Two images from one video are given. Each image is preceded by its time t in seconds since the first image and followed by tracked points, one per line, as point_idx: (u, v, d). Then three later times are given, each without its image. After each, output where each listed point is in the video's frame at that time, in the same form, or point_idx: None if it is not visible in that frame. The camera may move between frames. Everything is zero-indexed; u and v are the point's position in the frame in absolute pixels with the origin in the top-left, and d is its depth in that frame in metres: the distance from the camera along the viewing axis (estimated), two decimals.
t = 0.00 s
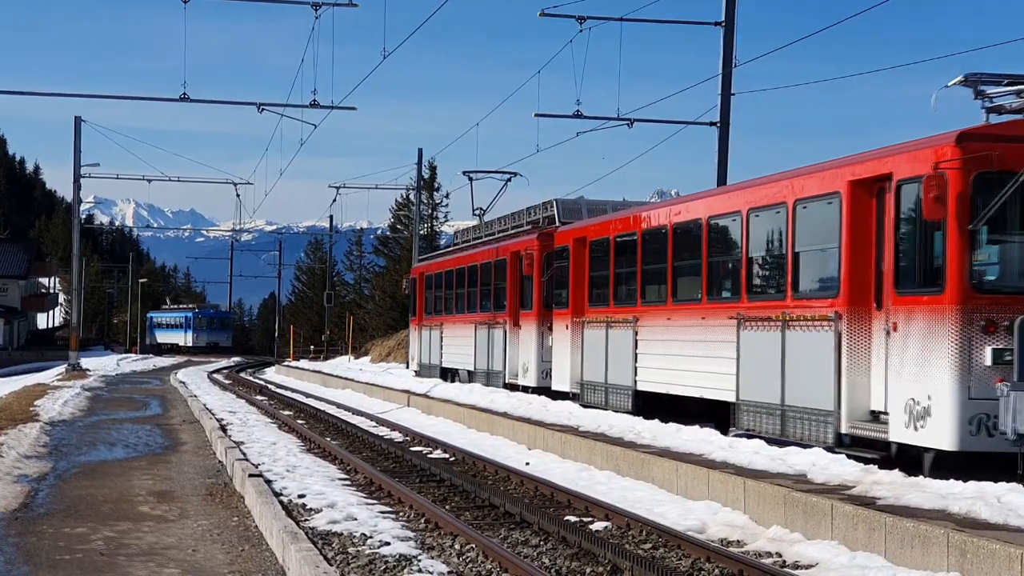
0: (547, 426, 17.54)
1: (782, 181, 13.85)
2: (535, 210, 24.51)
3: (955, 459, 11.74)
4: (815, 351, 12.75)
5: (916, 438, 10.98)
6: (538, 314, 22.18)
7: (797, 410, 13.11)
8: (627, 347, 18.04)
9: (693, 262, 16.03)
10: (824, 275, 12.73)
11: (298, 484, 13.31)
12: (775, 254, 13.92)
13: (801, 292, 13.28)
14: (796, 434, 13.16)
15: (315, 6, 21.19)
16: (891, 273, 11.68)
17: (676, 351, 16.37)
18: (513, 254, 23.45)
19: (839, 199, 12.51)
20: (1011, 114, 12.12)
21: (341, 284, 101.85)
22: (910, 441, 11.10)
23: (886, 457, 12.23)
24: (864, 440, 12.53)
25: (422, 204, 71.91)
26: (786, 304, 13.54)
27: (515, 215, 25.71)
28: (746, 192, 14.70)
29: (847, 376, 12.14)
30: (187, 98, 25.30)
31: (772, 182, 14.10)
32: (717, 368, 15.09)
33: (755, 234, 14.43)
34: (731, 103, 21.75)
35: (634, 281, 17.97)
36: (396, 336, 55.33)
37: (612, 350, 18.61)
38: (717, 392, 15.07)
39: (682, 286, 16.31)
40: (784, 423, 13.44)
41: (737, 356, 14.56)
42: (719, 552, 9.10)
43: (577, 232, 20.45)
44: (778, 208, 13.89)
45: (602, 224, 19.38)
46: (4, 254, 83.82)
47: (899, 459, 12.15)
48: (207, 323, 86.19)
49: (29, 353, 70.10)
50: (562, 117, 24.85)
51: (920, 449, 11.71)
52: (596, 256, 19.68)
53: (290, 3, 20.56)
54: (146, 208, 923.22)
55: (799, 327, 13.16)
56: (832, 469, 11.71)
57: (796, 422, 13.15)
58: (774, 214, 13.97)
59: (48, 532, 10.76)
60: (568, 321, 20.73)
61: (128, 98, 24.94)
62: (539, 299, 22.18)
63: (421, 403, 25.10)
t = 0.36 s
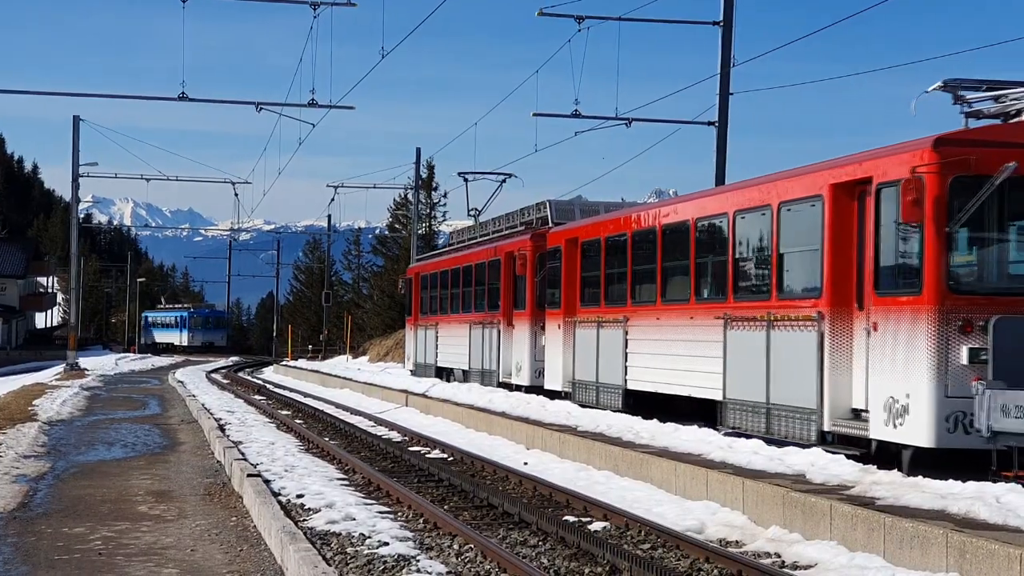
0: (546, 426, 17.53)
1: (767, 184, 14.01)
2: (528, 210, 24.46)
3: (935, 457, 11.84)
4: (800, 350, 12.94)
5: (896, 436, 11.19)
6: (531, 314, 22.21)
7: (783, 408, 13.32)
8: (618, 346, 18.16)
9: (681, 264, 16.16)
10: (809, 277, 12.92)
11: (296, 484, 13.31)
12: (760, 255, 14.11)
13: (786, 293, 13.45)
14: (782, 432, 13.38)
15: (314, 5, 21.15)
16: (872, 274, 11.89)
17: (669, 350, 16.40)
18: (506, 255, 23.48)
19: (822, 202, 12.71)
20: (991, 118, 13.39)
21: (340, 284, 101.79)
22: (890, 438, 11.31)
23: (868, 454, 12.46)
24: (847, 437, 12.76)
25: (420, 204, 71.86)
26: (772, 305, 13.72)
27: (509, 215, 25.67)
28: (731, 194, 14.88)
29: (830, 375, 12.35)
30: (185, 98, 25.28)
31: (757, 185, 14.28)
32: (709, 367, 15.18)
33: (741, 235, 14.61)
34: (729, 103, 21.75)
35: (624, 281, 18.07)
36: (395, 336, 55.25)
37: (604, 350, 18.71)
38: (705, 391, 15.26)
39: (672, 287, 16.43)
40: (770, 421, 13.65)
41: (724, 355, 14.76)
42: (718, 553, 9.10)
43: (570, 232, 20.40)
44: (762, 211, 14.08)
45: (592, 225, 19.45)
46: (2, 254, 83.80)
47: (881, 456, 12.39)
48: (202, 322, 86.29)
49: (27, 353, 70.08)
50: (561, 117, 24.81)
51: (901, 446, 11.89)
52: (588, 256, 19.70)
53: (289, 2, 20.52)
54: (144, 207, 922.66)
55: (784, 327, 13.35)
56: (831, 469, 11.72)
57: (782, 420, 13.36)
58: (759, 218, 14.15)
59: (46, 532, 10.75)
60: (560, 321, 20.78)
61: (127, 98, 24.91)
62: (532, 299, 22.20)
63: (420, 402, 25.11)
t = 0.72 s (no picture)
0: (545, 428, 17.51)
1: (752, 189, 14.20)
2: (522, 214, 24.45)
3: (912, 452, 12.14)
4: (785, 350, 13.14)
5: (876, 433, 11.40)
6: (524, 317, 22.23)
7: (767, 407, 13.51)
8: (609, 348, 18.19)
9: (670, 267, 16.25)
10: (794, 279, 13.11)
11: (295, 487, 13.30)
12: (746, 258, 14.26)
13: (770, 295, 13.63)
14: (768, 431, 13.55)
15: (311, 9, 21.15)
16: (853, 276, 12.11)
17: (661, 352, 16.39)
18: (500, 258, 23.51)
19: (805, 206, 12.92)
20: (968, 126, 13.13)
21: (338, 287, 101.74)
22: (871, 436, 11.53)
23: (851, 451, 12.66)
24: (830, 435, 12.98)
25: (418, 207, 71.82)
26: (757, 307, 13.89)
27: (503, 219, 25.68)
28: (717, 198, 15.05)
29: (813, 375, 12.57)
30: (182, 102, 25.27)
31: (742, 190, 14.47)
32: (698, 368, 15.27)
33: (727, 238, 14.77)
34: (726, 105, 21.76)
35: (615, 284, 18.11)
36: (394, 339, 55.19)
37: (596, 352, 18.74)
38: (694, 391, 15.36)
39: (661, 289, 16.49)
40: (755, 420, 13.83)
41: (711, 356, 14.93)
42: (717, 554, 9.10)
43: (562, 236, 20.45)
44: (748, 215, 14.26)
45: (583, 229, 19.51)
46: None
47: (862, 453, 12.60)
48: (198, 326, 86.26)
49: (25, 358, 70.03)
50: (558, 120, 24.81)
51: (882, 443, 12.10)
52: (581, 258, 19.70)
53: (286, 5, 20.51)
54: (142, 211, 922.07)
55: (769, 329, 13.53)
56: (830, 470, 11.72)
57: (766, 419, 13.54)
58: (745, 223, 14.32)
59: (44, 536, 10.74)
60: (553, 323, 20.80)
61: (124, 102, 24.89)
62: (525, 302, 22.24)
63: (418, 405, 25.11)
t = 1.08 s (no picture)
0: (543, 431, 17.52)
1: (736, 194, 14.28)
2: (514, 218, 24.45)
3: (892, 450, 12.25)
4: (768, 352, 13.24)
5: (856, 433, 11.53)
6: (518, 319, 22.27)
7: (751, 407, 13.60)
8: (599, 350, 18.22)
9: (657, 270, 16.30)
10: (777, 282, 13.19)
11: (293, 490, 13.30)
12: (732, 262, 14.32)
13: (754, 298, 13.69)
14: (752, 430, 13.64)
15: (308, 12, 21.15)
16: (834, 279, 12.22)
17: (652, 354, 16.40)
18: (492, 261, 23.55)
19: (787, 210, 13.01)
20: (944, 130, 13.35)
21: (336, 290, 101.68)
22: (852, 435, 11.66)
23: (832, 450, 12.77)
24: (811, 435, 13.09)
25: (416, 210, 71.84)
26: (741, 309, 13.94)
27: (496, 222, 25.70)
28: (703, 202, 15.12)
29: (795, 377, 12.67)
30: (179, 105, 25.24)
31: (725, 196, 14.55)
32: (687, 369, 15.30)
33: (712, 242, 14.84)
34: (723, 107, 21.78)
35: (605, 287, 18.13)
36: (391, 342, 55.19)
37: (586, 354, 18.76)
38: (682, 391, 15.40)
39: (649, 293, 16.52)
40: (740, 420, 13.90)
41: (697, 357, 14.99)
42: (715, 556, 9.11)
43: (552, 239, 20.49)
44: (732, 219, 14.34)
45: (573, 233, 19.56)
46: None
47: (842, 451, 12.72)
48: (193, 329, 86.16)
49: (22, 361, 69.93)
50: (554, 122, 24.83)
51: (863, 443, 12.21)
52: (573, 262, 19.72)
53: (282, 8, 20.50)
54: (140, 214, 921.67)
55: (753, 332, 13.60)
56: (827, 471, 11.73)
57: (751, 419, 13.63)
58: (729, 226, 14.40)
59: (42, 541, 10.73)
60: (545, 326, 20.82)
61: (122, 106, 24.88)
62: (518, 306, 22.28)
63: (415, 408, 25.12)
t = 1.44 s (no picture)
0: (542, 432, 17.53)
1: (722, 197, 14.32)
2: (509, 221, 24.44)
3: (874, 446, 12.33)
4: (753, 353, 13.28)
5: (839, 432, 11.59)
6: (512, 320, 22.28)
7: (739, 407, 13.64)
8: (591, 350, 18.24)
9: (648, 271, 16.32)
10: (763, 284, 13.24)
11: (292, 491, 13.31)
12: (721, 264, 14.34)
13: (741, 299, 13.72)
14: (739, 429, 13.69)
15: (307, 13, 21.15)
16: (818, 280, 12.27)
17: (642, 355, 16.39)
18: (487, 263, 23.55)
19: (773, 213, 13.05)
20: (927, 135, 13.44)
21: (335, 291, 101.70)
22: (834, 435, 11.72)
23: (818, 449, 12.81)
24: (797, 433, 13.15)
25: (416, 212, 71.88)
26: (729, 310, 13.96)
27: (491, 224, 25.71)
28: (691, 204, 15.15)
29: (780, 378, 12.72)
30: (178, 106, 25.24)
31: (712, 199, 14.59)
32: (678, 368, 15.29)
33: (701, 243, 14.87)
34: (722, 109, 21.80)
35: (597, 289, 18.14)
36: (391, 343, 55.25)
37: (579, 354, 18.78)
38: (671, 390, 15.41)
39: (640, 294, 16.53)
40: (727, 420, 13.91)
41: (686, 357, 15.00)
42: (714, 556, 9.12)
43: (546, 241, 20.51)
44: (720, 222, 14.37)
45: (566, 235, 19.57)
46: None
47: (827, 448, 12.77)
48: (191, 330, 86.15)
49: (21, 362, 69.94)
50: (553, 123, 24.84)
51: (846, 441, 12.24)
52: (566, 263, 19.73)
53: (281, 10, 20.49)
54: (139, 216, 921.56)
55: (739, 333, 13.63)
56: (826, 472, 11.74)
57: (737, 418, 13.68)
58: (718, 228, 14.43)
59: (42, 542, 10.74)
60: (539, 327, 20.83)
61: (121, 107, 24.86)
62: (513, 307, 22.28)
63: (414, 409, 25.14)
